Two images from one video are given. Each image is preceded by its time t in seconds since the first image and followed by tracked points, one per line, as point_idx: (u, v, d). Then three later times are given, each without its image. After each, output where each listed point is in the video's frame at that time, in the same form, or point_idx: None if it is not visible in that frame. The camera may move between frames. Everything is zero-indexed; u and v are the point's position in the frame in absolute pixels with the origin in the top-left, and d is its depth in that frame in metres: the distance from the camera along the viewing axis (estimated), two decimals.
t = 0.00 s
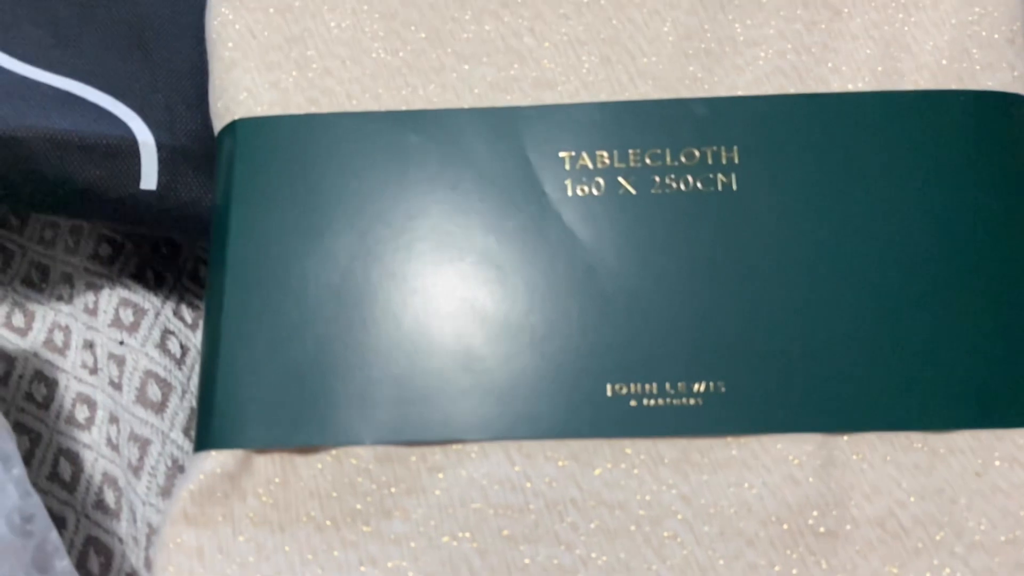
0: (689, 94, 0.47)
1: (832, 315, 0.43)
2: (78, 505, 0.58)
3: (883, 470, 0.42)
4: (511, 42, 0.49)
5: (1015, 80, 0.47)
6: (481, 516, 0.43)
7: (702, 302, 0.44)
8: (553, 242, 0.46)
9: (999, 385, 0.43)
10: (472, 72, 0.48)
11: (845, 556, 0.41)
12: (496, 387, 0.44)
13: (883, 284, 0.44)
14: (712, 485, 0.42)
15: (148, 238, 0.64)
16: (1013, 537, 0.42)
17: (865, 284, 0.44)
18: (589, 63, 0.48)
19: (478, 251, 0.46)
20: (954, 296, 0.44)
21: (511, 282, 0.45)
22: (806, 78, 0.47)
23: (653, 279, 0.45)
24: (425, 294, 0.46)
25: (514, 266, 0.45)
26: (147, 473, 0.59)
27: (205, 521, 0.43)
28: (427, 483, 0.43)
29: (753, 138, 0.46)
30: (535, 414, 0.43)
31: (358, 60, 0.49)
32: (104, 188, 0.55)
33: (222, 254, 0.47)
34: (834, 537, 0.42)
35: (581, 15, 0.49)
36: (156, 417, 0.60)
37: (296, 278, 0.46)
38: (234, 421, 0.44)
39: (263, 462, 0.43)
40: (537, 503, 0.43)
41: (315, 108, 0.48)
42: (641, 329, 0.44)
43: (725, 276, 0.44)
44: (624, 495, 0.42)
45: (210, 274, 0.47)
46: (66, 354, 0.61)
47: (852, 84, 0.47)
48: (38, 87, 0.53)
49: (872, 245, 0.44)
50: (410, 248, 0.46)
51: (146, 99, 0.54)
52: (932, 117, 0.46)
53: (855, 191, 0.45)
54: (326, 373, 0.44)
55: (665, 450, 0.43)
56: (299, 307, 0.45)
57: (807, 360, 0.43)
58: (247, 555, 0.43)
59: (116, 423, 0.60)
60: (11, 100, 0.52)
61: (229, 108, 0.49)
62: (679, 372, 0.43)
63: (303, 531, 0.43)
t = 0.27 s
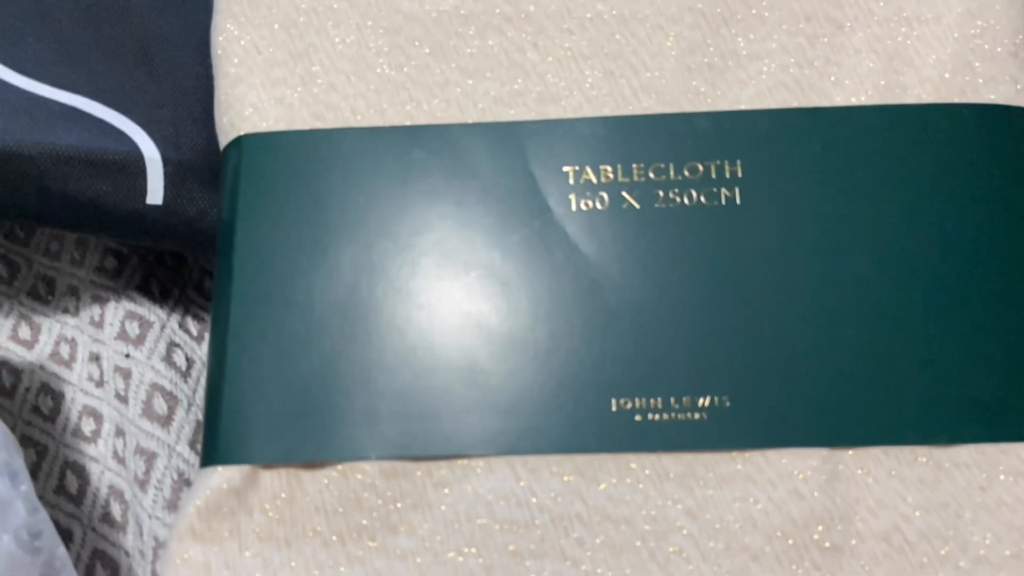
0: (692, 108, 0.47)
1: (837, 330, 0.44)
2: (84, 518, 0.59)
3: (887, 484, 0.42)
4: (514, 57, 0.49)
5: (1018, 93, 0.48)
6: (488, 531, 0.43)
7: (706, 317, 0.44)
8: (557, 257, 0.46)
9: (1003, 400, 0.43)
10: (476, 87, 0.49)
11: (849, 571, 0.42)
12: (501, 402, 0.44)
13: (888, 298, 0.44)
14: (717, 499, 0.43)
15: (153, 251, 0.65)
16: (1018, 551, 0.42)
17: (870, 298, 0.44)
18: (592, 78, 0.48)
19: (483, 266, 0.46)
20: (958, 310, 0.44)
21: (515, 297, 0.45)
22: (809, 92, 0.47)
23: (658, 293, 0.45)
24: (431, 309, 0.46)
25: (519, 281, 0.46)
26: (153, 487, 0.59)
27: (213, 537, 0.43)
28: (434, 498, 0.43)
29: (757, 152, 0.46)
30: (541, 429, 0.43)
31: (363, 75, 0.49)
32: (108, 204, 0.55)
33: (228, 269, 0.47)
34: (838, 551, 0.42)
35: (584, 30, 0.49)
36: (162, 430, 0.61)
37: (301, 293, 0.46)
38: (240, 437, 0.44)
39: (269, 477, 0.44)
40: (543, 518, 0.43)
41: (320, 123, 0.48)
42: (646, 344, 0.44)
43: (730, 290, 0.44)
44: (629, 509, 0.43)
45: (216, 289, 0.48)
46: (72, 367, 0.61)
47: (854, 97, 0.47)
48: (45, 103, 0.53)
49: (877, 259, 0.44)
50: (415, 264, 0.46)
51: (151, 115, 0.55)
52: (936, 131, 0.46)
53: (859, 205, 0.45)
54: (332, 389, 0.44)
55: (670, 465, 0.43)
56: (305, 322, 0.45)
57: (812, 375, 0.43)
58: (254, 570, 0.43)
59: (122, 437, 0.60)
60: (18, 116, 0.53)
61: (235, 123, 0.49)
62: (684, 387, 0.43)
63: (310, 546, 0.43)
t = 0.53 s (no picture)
0: (696, 120, 0.48)
1: (842, 342, 0.44)
2: (91, 529, 0.59)
3: (893, 497, 0.42)
4: (519, 70, 0.49)
5: (1021, 104, 0.48)
6: (494, 544, 0.43)
7: (712, 329, 0.44)
8: (562, 270, 0.46)
9: (1008, 412, 0.43)
10: (480, 100, 0.49)
11: None
12: (507, 415, 0.44)
13: (893, 311, 0.44)
14: (723, 512, 0.43)
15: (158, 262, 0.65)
16: None
17: (875, 310, 0.44)
18: (596, 90, 0.49)
19: (489, 279, 0.46)
20: (963, 322, 0.44)
21: (520, 309, 0.46)
22: (813, 104, 0.47)
23: (663, 305, 0.45)
24: (436, 322, 0.46)
25: (524, 294, 0.46)
26: (160, 498, 0.60)
27: (219, 550, 0.44)
28: (440, 511, 0.43)
29: (761, 164, 0.46)
30: (547, 442, 0.43)
31: (367, 88, 0.49)
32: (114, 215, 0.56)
33: (235, 282, 0.47)
34: (844, 564, 0.42)
35: (588, 43, 0.50)
36: (168, 442, 0.61)
37: (307, 307, 0.46)
38: (247, 450, 0.44)
39: (275, 489, 0.44)
40: (549, 531, 0.43)
41: (325, 136, 0.48)
42: (652, 357, 0.44)
43: (735, 303, 0.44)
44: (635, 522, 0.43)
45: (222, 301, 0.48)
46: (78, 378, 0.61)
47: (858, 109, 0.47)
48: (50, 116, 0.54)
49: (881, 271, 0.44)
50: (421, 277, 0.47)
51: (157, 127, 0.55)
52: (940, 143, 0.46)
53: (864, 217, 0.45)
54: (338, 402, 0.44)
55: (675, 477, 0.43)
56: (311, 335, 0.46)
57: (816, 387, 0.43)
58: None
59: (128, 447, 0.60)
60: (24, 130, 0.53)
61: (240, 136, 0.49)
62: (690, 399, 0.43)
63: (316, 559, 0.43)
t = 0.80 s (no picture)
0: (700, 129, 0.48)
1: (847, 350, 0.44)
2: (98, 536, 0.59)
3: (898, 505, 0.43)
4: (524, 79, 0.50)
5: None
6: (501, 552, 0.43)
7: (717, 337, 0.44)
8: (568, 278, 0.46)
9: (1011, 420, 0.43)
10: (485, 108, 0.49)
11: None
12: (513, 423, 0.44)
13: (898, 319, 0.44)
14: (729, 520, 0.43)
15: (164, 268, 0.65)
16: None
17: (880, 319, 0.44)
18: (601, 99, 0.49)
19: (494, 287, 0.46)
20: (968, 331, 0.44)
21: (526, 317, 0.46)
22: (817, 113, 0.48)
23: (668, 314, 0.45)
24: (441, 329, 0.46)
25: (530, 301, 0.46)
26: (167, 504, 0.60)
27: (227, 558, 0.44)
28: (447, 519, 0.44)
29: (766, 173, 0.46)
30: (552, 450, 0.44)
31: (373, 97, 0.50)
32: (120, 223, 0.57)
33: (242, 291, 0.47)
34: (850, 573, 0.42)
35: (592, 52, 0.50)
36: (175, 448, 0.61)
37: (314, 315, 0.46)
38: (254, 458, 0.44)
39: (283, 497, 0.44)
40: (556, 539, 0.43)
41: (331, 145, 0.49)
42: (657, 365, 0.44)
43: (741, 311, 0.45)
44: (641, 530, 0.43)
45: (229, 310, 0.48)
46: (85, 384, 0.62)
47: (863, 118, 0.47)
48: (57, 124, 0.54)
49: (886, 279, 0.45)
50: (426, 285, 0.47)
51: (164, 135, 0.56)
52: (945, 151, 0.46)
53: (869, 226, 0.45)
54: (345, 410, 0.45)
55: (681, 486, 0.43)
56: (318, 343, 0.46)
57: (821, 396, 0.43)
58: None
59: (135, 454, 0.61)
60: (32, 138, 0.54)
61: (247, 145, 0.50)
62: (695, 408, 0.43)
63: (324, 567, 0.43)
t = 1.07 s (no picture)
0: (706, 135, 0.48)
1: (852, 356, 0.44)
2: (106, 540, 0.59)
3: (905, 511, 0.43)
4: (530, 86, 0.50)
5: None
6: (508, 558, 0.43)
7: (723, 343, 0.45)
8: (574, 284, 0.46)
9: (1017, 426, 0.43)
10: (491, 115, 0.49)
11: None
12: (519, 428, 0.44)
13: (903, 325, 0.44)
14: (736, 526, 0.43)
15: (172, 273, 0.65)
16: None
17: (885, 325, 0.44)
18: (607, 106, 0.49)
19: (500, 293, 0.47)
20: (973, 337, 0.44)
21: (533, 324, 0.46)
22: (822, 119, 0.48)
23: (674, 320, 0.45)
24: (448, 335, 0.46)
25: (536, 308, 0.46)
26: (175, 509, 0.60)
27: (237, 563, 0.44)
28: (454, 524, 0.44)
29: (772, 179, 0.47)
30: (559, 455, 0.44)
31: (380, 104, 0.50)
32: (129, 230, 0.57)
33: (250, 297, 0.47)
34: None
35: (598, 58, 0.50)
36: (183, 453, 0.61)
37: (321, 321, 0.46)
38: (263, 463, 0.44)
39: (291, 502, 0.44)
40: (563, 545, 0.43)
41: (338, 152, 0.49)
42: (663, 371, 0.44)
43: (746, 318, 0.45)
44: (648, 536, 0.43)
45: (237, 316, 0.48)
46: (93, 389, 0.62)
47: (868, 124, 0.47)
48: (66, 131, 0.55)
49: (892, 285, 0.45)
50: (433, 291, 0.47)
51: (172, 142, 0.56)
52: (951, 157, 0.46)
53: (874, 232, 0.45)
54: (352, 416, 0.45)
55: (688, 492, 0.43)
56: (325, 349, 0.46)
57: (827, 401, 0.43)
58: None
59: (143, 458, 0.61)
60: (41, 145, 0.54)
61: (254, 152, 0.50)
62: (701, 414, 0.44)
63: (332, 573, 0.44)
